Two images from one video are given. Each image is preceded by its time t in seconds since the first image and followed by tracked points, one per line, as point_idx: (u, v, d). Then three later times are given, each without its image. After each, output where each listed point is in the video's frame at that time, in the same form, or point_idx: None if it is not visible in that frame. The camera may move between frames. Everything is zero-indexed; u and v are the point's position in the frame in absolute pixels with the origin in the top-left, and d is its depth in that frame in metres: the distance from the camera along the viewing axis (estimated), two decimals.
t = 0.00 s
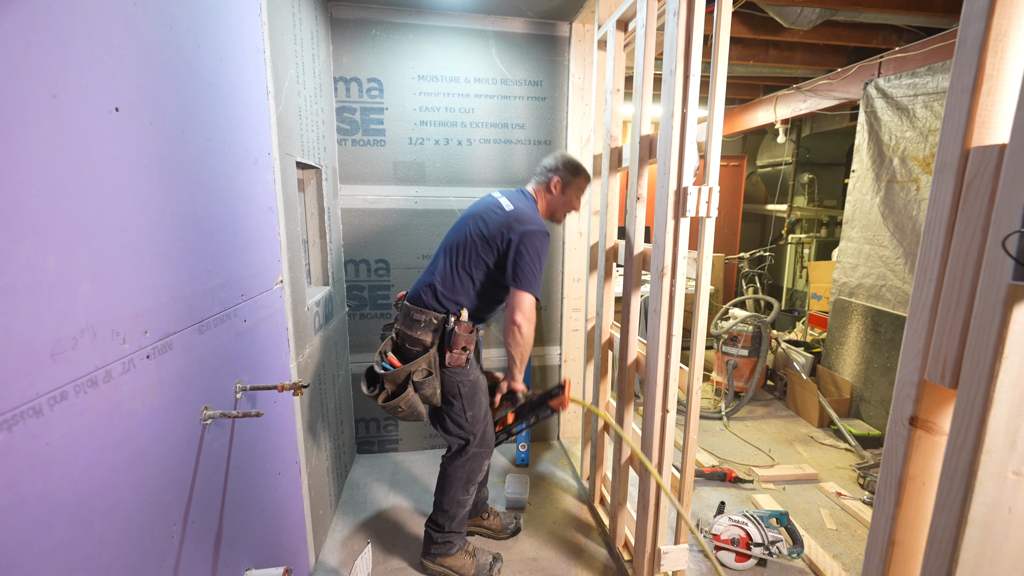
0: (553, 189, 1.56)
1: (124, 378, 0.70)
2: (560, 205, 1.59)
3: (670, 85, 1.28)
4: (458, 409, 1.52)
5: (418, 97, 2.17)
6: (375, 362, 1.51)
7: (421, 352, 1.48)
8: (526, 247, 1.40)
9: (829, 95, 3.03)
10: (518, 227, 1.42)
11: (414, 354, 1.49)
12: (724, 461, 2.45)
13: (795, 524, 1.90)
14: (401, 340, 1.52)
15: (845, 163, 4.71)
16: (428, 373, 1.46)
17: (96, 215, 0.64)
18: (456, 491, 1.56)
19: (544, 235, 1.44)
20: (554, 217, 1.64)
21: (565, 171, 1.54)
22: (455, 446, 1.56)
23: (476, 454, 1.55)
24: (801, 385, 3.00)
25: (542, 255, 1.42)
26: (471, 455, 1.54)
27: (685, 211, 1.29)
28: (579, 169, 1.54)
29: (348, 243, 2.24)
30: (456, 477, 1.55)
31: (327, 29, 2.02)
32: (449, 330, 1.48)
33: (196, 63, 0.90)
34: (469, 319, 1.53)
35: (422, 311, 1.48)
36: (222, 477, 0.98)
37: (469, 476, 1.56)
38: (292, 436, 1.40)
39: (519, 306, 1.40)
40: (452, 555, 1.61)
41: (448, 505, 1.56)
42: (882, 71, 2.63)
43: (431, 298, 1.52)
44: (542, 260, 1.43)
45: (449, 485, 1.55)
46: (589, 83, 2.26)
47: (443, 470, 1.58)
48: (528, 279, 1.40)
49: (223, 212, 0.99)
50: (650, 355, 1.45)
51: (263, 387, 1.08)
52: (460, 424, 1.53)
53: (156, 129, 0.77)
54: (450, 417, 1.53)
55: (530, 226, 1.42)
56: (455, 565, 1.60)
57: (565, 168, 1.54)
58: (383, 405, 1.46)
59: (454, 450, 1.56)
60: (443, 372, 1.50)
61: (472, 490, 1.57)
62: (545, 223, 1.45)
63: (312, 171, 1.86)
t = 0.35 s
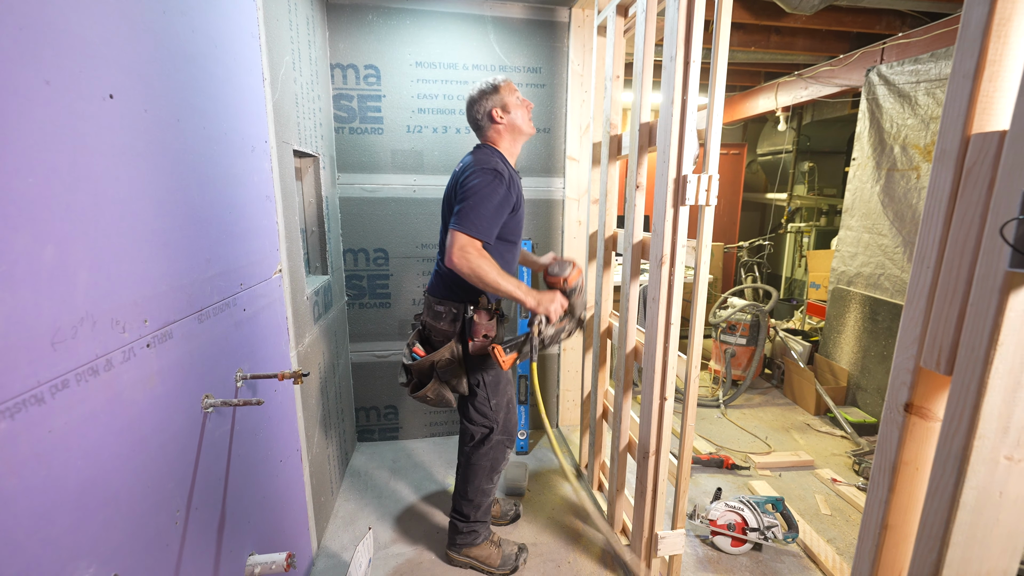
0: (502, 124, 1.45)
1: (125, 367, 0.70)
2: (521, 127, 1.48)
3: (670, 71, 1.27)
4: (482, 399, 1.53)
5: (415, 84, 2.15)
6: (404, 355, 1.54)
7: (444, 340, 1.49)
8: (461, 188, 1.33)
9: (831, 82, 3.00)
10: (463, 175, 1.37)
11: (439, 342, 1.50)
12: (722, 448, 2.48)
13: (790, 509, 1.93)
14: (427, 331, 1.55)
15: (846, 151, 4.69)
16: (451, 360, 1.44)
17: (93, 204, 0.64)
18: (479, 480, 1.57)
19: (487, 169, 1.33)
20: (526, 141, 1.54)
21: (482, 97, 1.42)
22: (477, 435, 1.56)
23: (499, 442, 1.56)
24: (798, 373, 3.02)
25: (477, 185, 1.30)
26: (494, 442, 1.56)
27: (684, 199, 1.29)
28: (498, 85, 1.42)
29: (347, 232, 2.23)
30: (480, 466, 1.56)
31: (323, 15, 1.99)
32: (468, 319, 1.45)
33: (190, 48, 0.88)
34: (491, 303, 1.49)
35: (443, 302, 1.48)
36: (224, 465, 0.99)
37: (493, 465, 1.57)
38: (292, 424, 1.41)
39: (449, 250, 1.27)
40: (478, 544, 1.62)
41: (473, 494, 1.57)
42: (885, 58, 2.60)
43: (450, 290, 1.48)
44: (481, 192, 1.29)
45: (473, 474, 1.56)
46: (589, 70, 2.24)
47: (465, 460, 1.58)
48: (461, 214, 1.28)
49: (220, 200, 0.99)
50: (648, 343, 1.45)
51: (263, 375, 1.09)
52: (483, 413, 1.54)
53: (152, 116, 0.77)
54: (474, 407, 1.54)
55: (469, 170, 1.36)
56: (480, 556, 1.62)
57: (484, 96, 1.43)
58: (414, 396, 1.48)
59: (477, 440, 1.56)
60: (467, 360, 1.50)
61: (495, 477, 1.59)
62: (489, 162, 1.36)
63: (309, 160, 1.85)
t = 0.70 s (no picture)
0: (487, 104, 1.43)
1: (127, 361, 0.70)
2: (508, 107, 1.45)
3: (672, 65, 1.26)
4: (489, 403, 1.53)
5: (415, 78, 2.14)
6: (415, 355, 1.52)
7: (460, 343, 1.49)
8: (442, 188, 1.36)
9: (833, 75, 2.99)
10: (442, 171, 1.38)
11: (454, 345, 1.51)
12: (721, 443, 2.49)
13: (789, 503, 1.93)
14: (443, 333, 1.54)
15: (847, 146, 4.68)
16: (468, 364, 1.45)
17: (93, 198, 0.64)
18: (479, 480, 1.57)
19: (461, 158, 1.33)
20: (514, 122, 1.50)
21: (462, 74, 1.40)
22: (478, 436, 1.56)
23: (500, 446, 1.55)
24: (798, 368, 3.03)
25: (452, 180, 1.31)
26: (494, 446, 1.55)
27: (686, 194, 1.28)
28: (481, 60, 1.40)
29: (347, 226, 2.23)
30: (478, 467, 1.56)
31: (322, 8, 1.98)
32: (486, 319, 1.45)
33: (189, 42, 0.88)
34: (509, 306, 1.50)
35: (458, 301, 1.47)
36: (226, 458, 0.99)
37: (492, 466, 1.57)
38: (294, 419, 1.41)
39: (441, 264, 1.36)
40: (478, 539, 1.63)
41: (473, 493, 1.57)
42: (888, 51, 2.58)
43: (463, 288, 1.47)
44: (458, 185, 1.30)
45: (473, 475, 1.56)
46: (590, 63, 2.23)
47: (466, 459, 1.58)
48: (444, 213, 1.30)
49: (220, 195, 0.98)
50: (648, 338, 1.45)
51: (264, 370, 1.09)
52: (487, 417, 1.53)
53: (151, 110, 0.76)
54: (478, 411, 1.54)
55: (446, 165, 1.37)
56: (480, 550, 1.63)
57: (468, 73, 1.40)
58: (422, 397, 1.45)
59: (477, 441, 1.56)
60: (483, 362, 1.50)
61: (495, 479, 1.58)
62: (464, 149, 1.35)
63: (309, 154, 1.84)
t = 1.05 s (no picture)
0: (474, 95, 1.43)
1: (127, 360, 0.70)
2: (495, 99, 1.46)
3: (673, 63, 1.26)
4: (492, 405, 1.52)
5: (415, 77, 2.13)
6: (420, 359, 1.52)
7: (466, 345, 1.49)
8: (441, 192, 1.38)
9: (834, 74, 2.98)
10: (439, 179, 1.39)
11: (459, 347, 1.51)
12: (722, 441, 2.49)
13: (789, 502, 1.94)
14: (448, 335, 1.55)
15: (848, 144, 4.67)
16: (474, 368, 1.45)
17: (93, 197, 0.64)
18: (479, 479, 1.56)
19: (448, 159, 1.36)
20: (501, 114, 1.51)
21: (448, 65, 1.39)
22: (478, 435, 1.55)
23: (499, 445, 1.55)
24: (798, 367, 3.03)
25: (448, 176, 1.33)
26: (494, 445, 1.55)
27: (686, 192, 1.28)
28: (468, 50, 1.38)
29: (347, 225, 2.23)
30: (479, 466, 1.55)
31: (322, 6, 1.97)
32: (492, 321, 1.45)
33: (189, 40, 0.88)
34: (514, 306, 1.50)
35: (464, 303, 1.48)
36: (226, 457, 0.99)
37: (493, 465, 1.56)
38: (294, 418, 1.41)
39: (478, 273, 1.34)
40: (477, 538, 1.62)
41: (473, 492, 1.57)
42: (889, 49, 2.58)
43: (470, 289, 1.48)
44: (454, 178, 1.31)
45: (473, 474, 1.56)
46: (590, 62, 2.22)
47: (466, 459, 1.58)
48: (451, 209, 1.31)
49: (219, 193, 0.98)
50: (649, 336, 1.45)
51: (264, 369, 1.09)
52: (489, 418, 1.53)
53: (151, 108, 0.76)
54: (482, 413, 1.53)
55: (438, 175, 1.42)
56: (480, 548, 1.63)
57: (454, 62, 1.38)
58: (429, 402, 1.43)
59: (477, 440, 1.56)
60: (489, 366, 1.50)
61: (495, 478, 1.58)
62: (450, 151, 1.39)
63: (310, 153, 1.84)
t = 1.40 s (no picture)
0: (468, 92, 1.42)
1: (128, 359, 0.70)
2: (488, 96, 1.44)
3: (672, 62, 1.25)
4: (488, 405, 1.52)
5: (415, 76, 2.13)
6: (420, 358, 1.53)
7: (466, 345, 1.50)
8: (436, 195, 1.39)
9: (834, 72, 2.98)
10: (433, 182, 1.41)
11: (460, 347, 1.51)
12: (722, 440, 2.49)
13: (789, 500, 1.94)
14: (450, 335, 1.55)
15: (848, 143, 4.66)
16: (473, 368, 1.46)
17: (94, 196, 0.64)
18: (476, 477, 1.56)
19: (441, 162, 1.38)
20: (497, 110, 1.49)
21: (439, 61, 1.38)
22: (475, 433, 1.56)
23: (496, 444, 1.55)
24: (799, 366, 3.03)
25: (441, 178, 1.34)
26: (490, 444, 1.54)
27: (686, 191, 1.28)
28: (460, 46, 1.38)
29: (347, 224, 2.23)
30: (476, 465, 1.55)
31: (322, 5, 1.97)
32: (493, 322, 1.45)
33: (189, 40, 0.88)
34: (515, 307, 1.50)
35: (465, 304, 1.49)
36: (227, 455, 1.00)
37: (490, 465, 1.56)
38: (294, 417, 1.41)
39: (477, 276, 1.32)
40: (477, 537, 1.62)
41: (470, 490, 1.57)
42: (889, 48, 2.58)
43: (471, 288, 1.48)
44: (446, 179, 1.32)
45: (471, 472, 1.56)
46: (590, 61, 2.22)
47: (464, 457, 1.58)
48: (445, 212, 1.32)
49: (220, 192, 0.98)
50: (649, 335, 1.45)
51: (265, 368, 1.09)
52: (485, 417, 1.52)
53: (151, 108, 0.76)
54: (479, 413, 1.52)
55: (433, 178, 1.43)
56: (481, 547, 1.63)
57: (446, 59, 1.38)
58: (428, 402, 1.44)
59: (474, 438, 1.56)
60: (489, 368, 1.50)
61: (492, 477, 1.58)
62: (443, 153, 1.41)
63: (310, 152, 1.84)
